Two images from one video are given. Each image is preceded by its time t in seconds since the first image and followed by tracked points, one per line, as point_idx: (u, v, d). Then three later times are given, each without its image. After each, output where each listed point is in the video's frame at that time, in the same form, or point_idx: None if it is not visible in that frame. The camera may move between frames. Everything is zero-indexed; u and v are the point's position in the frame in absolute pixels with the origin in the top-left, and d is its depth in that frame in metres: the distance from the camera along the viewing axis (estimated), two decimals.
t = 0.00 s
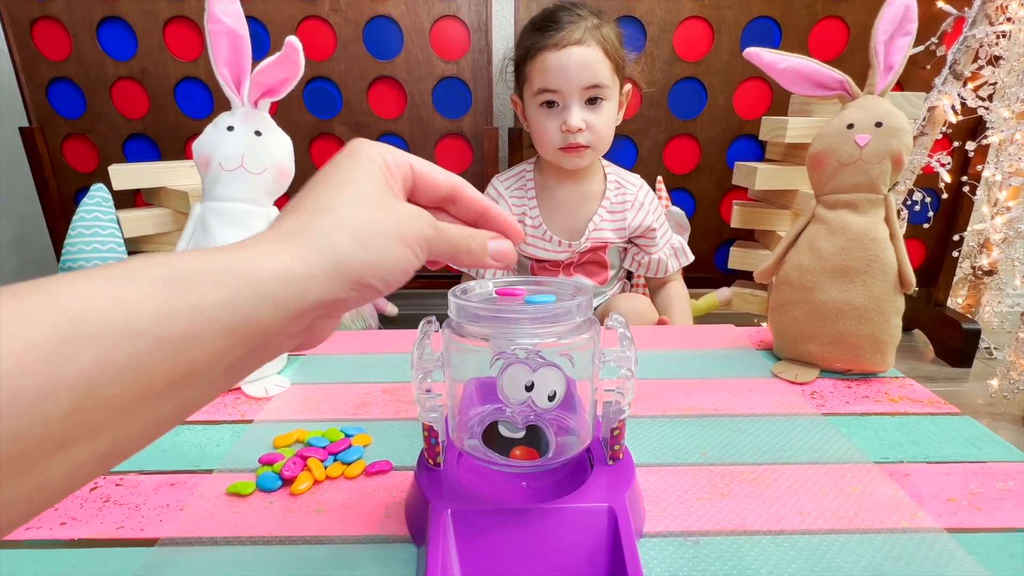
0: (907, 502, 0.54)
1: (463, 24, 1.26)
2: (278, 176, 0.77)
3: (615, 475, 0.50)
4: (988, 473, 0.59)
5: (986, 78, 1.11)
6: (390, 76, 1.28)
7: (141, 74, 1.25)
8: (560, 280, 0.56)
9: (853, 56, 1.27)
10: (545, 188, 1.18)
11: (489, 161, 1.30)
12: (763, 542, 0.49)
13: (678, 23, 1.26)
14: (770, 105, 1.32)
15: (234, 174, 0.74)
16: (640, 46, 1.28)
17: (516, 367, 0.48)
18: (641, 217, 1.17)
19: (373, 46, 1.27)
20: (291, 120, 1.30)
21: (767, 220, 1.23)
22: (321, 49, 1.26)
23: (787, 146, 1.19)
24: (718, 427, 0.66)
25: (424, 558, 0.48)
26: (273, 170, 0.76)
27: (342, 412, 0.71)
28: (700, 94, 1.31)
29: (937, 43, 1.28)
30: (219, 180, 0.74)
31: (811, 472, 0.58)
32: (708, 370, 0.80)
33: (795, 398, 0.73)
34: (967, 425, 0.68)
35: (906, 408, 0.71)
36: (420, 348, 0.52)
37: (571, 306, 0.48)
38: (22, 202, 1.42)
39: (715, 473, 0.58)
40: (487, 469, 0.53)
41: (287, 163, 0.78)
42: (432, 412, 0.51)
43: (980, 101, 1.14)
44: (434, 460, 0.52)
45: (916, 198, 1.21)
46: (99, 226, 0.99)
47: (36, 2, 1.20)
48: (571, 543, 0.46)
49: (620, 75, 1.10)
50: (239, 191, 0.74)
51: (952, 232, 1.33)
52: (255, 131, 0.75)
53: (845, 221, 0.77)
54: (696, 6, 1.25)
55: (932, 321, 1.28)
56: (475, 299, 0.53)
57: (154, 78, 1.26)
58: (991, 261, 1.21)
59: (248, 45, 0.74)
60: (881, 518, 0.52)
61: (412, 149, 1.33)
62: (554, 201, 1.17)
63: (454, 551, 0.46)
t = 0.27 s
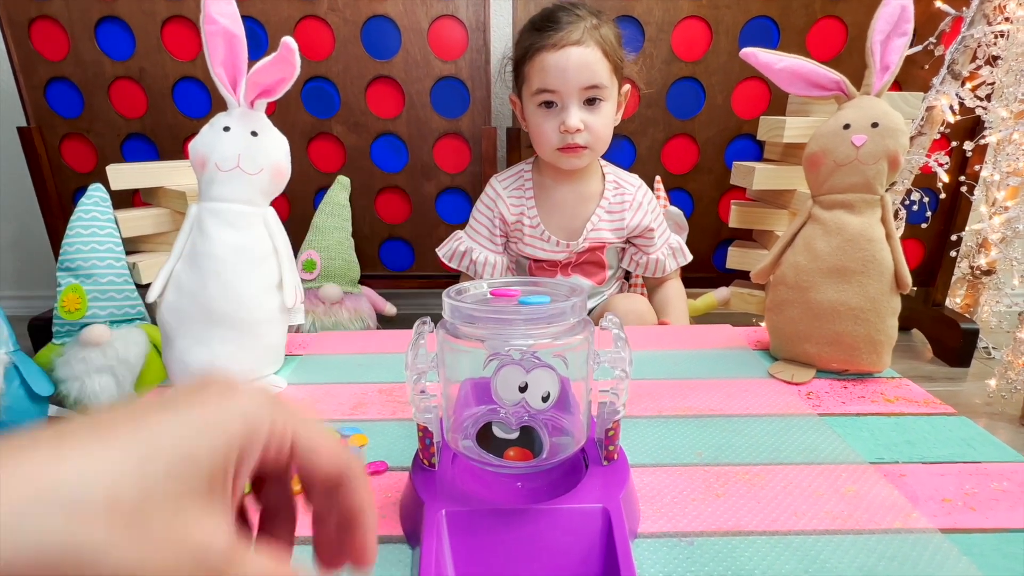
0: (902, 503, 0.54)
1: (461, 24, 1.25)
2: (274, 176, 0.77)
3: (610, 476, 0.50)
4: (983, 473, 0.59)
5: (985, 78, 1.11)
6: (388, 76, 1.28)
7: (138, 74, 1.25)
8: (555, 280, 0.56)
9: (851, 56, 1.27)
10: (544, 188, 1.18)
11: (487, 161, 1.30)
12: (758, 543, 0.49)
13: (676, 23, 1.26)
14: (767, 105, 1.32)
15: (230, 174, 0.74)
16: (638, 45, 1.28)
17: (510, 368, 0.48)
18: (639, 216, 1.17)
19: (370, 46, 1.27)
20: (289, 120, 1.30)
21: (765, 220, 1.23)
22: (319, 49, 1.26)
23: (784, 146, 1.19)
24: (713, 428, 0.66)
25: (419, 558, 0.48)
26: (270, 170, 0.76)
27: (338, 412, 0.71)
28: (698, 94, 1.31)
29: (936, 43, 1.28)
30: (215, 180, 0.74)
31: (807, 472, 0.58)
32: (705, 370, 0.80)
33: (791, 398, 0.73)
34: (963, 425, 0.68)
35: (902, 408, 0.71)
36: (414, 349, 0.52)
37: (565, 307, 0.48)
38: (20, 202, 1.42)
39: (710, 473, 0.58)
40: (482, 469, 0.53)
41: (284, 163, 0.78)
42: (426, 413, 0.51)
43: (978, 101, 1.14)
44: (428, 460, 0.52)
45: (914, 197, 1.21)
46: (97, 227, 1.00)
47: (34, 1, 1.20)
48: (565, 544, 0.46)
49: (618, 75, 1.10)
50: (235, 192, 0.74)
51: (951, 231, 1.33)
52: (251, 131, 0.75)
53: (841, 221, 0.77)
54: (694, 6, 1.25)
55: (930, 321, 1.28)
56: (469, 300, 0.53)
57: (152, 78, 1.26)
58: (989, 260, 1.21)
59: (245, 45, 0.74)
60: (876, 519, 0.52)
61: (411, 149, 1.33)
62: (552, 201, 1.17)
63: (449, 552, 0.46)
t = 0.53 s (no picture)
0: (914, 502, 0.54)
1: (464, 22, 1.25)
2: (280, 175, 0.77)
3: (621, 475, 0.50)
4: (994, 472, 0.59)
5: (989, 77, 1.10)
6: (391, 75, 1.28)
7: (141, 73, 1.25)
8: (566, 278, 0.55)
9: (856, 54, 1.27)
10: (549, 186, 1.17)
11: (490, 159, 1.30)
12: (769, 543, 0.49)
13: (680, 21, 1.26)
14: (771, 104, 1.32)
15: (236, 172, 0.74)
16: (642, 44, 1.28)
17: (522, 366, 0.48)
18: (644, 214, 1.17)
19: (374, 44, 1.27)
20: (292, 119, 1.30)
21: (769, 219, 1.22)
22: (323, 48, 1.26)
23: (789, 145, 1.18)
24: (722, 427, 0.66)
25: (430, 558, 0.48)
26: (276, 168, 0.76)
27: (344, 411, 0.71)
28: (702, 93, 1.31)
29: (940, 41, 1.27)
30: (221, 178, 0.74)
31: (817, 471, 0.58)
32: (712, 369, 0.80)
33: (799, 397, 0.73)
34: (971, 424, 0.68)
35: (911, 406, 0.71)
36: (425, 348, 0.51)
37: (577, 305, 0.48)
38: (21, 201, 1.42)
39: (720, 473, 0.58)
40: (493, 469, 0.52)
41: (290, 161, 0.77)
42: (437, 412, 0.51)
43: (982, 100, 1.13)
44: (439, 460, 0.51)
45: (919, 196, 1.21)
46: (100, 225, 0.99)
47: None
48: (577, 543, 0.46)
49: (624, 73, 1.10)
50: (241, 189, 0.74)
51: (955, 231, 1.32)
52: (257, 129, 0.75)
53: (849, 220, 0.77)
54: (698, 5, 1.25)
55: (933, 320, 1.28)
56: (479, 298, 0.53)
57: (155, 76, 1.25)
58: (993, 259, 1.21)
59: (251, 43, 0.73)
60: (888, 519, 0.52)
61: (414, 148, 1.33)
62: (558, 199, 1.17)
63: (461, 552, 0.46)
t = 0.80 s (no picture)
0: (913, 501, 0.54)
1: (463, 20, 1.25)
2: (276, 172, 0.76)
3: (617, 474, 0.50)
4: (993, 471, 0.59)
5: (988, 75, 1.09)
6: (389, 73, 1.27)
7: (138, 71, 1.25)
8: (563, 276, 0.55)
9: (855, 53, 1.26)
10: (547, 185, 1.17)
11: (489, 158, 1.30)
12: (767, 542, 0.49)
13: (679, 19, 1.26)
14: (771, 102, 1.32)
15: (232, 170, 0.73)
16: (640, 42, 1.27)
17: (518, 364, 0.47)
18: (642, 213, 1.17)
19: (372, 42, 1.26)
20: (289, 117, 1.29)
21: (767, 217, 1.22)
22: (320, 45, 1.25)
23: (789, 143, 1.18)
24: (720, 426, 0.65)
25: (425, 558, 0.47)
26: (272, 166, 0.75)
27: (341, 410, 0.70)
28: (701, 91, 1.31)
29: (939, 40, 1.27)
30: (217, 176, 0.74)
31: (815, 470, 0.58)
32: (710, 368, 0.80)
33: (797, 396, 0.73)
34: (970, 422, 0.67)
35: (909, 405, 0.71)
36: (420, 346, 0.51)
37: (573, 303, 0.47)
38: (19, 200, 1.41)
39: (718, 471, 0.58)
40: (488, 468, 0.52)
41: (286, 159, 0.77)
42: (432, 410, 0.51)
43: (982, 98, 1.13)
44: (434, 459, 0.51)
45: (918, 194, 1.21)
46: (96, 224, 0.99)
47: None
48: (573, 543, 0.46)
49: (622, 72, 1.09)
50: (237, 187, 0.74)
51: (954, 229, 1.32)
52: (253, 126, 0.75)
53: (848, 218, 0.76)
54: (697, 3, 1.24)
55: (933, 319, 1.28)
56: (475, 296, 0.52)
57: (152, 74, 1.25)
58: (992, 258, 1.21)
59: (246, 40, 0.73)
60: (886, 518, 0.52)
61: (412, 146, 1.32)
62: (555, 198, 1.16)
63: (456, 551, 0.46)
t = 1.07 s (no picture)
0: (907, 500, 0.54)
1: (461, 20, 1.25)
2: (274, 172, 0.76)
3: (613, 473, 0.50)
4: (988, 470, 0.59)
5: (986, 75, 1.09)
6: (388, 72, 1.27)
7: (137, 70, 1.25)
8: (559, 275, 0.55)
9: (854, 52, 1.26)
10: (544, 184, 1.17)
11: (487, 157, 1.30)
12: (761, 540, 0.49)
13: (678, 19, 1.26)
14: (769, 102, 1.32)
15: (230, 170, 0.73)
16: (639, 41, 1.27)
17: (513, 363, 0.48)
18: (638, 212, 1.16)
19: (370, 41, 1.26)
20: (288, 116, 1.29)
21: (765, 217, 1.22)
22: (319, 45, 1.25)
23: (787, 142, 1.18)
24: (716, 425, 0.66)
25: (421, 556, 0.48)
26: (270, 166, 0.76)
27: (338, 409, 0.71)
28: (700, 90, 1.31)
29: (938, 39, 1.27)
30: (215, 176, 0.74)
31: (810, 469, 0.58)
32: (707, 367, 0.80)
33: (794, 395, 0.73)
34: (966, 422, 0.67)
35: (905, 405, 0.71)
36: (416, 345, 0.51)
37: (568, 302, 0.48)
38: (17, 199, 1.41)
39: (713, 470, 0.58)
40: (484, 467, 0.52)
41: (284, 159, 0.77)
42: (428, 409, 0.51)
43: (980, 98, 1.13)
44: (430, 457, 0.51)
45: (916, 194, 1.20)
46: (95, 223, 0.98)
47: None
48: (569, 541, 0.46)
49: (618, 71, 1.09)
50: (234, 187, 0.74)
51: (952, 229, 1.30)
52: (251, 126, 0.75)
53: (845, 218, 0.77)
54: (695, 2, 1.24)
55: (931, 319, 1.28)
56: (471, 295, 0.52)
57: (151, 74, 1.25)
58: (991, 257, 1.21)
59: (244, 39, 0.73)
60: (880, 516, 0.52)
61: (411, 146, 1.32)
62: (552, 196, 1.17)
63: (451, 549, 0.46)
